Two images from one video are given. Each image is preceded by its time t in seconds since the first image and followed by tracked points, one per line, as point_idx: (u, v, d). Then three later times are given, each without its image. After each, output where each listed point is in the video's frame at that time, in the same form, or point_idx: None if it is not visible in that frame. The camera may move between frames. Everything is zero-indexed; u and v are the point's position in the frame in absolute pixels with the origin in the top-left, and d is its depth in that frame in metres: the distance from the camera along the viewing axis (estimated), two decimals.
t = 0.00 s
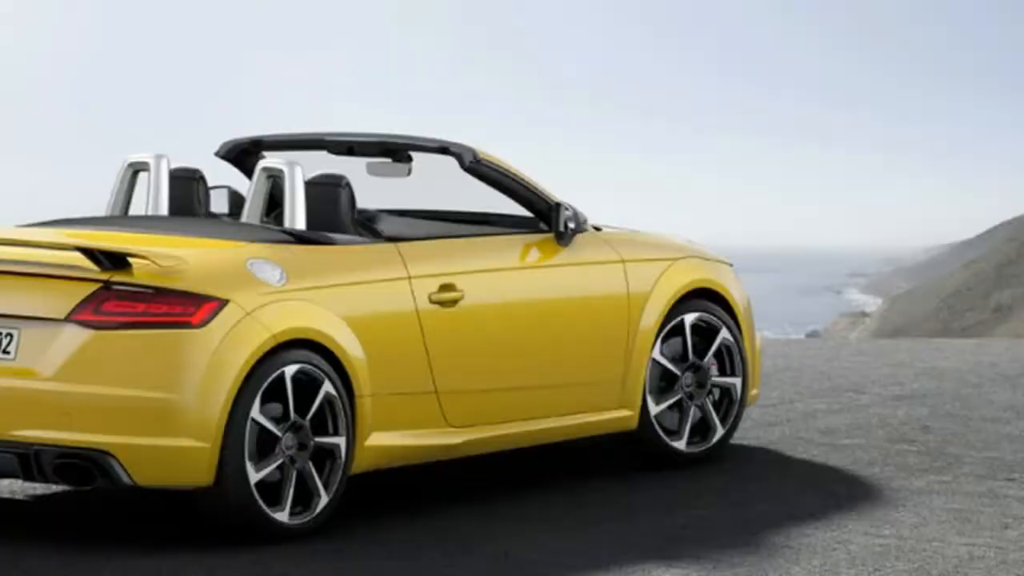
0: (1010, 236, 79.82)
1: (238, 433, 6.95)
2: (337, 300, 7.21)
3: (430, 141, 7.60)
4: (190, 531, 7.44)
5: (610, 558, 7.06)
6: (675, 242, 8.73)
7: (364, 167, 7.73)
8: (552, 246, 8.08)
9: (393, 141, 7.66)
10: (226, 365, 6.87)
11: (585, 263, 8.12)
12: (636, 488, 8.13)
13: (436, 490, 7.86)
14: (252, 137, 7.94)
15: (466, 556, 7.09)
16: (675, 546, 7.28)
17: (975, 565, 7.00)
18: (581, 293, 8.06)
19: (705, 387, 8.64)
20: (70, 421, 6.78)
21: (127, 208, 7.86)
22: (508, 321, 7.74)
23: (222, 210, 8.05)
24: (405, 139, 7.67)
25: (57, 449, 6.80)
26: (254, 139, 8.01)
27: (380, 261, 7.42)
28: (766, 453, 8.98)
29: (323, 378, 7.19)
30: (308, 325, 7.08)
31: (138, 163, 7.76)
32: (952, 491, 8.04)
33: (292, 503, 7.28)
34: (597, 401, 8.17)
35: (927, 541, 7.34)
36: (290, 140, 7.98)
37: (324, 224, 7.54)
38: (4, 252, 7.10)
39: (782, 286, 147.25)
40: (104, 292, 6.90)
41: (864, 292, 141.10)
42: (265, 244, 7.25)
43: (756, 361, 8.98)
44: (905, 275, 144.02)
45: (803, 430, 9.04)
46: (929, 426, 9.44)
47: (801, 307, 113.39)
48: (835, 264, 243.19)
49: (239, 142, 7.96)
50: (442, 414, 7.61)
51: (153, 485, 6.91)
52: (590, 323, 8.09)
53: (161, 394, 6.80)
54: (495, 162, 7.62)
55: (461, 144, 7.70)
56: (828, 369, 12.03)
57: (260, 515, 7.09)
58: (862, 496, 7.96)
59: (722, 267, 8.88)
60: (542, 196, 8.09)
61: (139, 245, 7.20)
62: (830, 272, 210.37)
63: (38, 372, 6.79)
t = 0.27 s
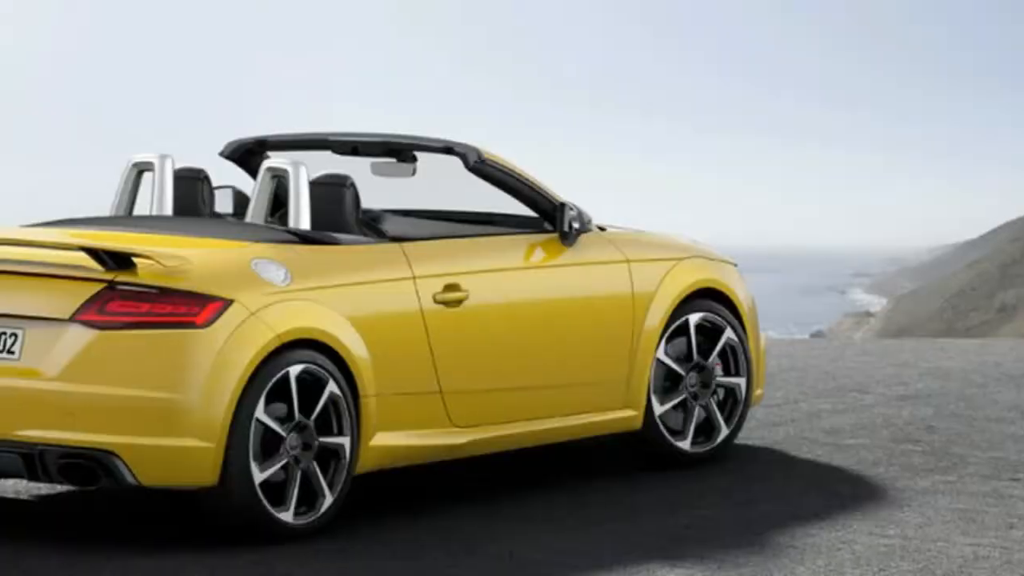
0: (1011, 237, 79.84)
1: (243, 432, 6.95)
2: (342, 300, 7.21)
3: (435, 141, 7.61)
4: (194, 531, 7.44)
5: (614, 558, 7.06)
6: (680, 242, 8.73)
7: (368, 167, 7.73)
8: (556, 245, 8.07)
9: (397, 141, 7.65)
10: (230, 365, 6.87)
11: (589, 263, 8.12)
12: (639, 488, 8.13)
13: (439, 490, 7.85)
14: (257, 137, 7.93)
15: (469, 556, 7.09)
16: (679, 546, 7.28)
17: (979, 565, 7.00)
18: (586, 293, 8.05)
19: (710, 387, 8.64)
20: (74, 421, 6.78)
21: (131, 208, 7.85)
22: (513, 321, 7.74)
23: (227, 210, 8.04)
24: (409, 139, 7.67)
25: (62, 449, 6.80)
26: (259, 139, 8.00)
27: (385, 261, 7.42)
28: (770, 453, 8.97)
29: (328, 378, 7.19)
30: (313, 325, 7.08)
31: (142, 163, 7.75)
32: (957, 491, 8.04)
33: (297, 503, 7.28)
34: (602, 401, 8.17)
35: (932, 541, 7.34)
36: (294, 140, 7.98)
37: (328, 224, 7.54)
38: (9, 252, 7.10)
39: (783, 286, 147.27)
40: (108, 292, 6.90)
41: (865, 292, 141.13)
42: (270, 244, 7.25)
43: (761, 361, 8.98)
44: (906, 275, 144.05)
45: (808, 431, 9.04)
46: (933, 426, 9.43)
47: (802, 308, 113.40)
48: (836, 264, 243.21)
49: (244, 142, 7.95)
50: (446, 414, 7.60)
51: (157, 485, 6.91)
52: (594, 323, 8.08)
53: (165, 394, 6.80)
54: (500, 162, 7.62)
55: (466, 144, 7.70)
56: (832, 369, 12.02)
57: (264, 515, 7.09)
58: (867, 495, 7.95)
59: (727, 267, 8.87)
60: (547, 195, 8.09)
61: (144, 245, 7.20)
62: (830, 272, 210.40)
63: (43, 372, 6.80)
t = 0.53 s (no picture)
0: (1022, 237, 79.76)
1: (253, 432, 6.95)
2: (352, 301, 7.21)
3: (445, 141, 7.63)
4: (203, 531, 7.44)
5: (624, 559, 7.06)
6: (690, 242, 8.72)
7: (378, 167, 7.71)
8: (566, 246, 8.07)
9: (406, 141, 7.67)
10: (240, 365, 6.88)
11: (599, 262, 8.11)
12: (649, 488, 8.13)
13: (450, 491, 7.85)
14: (267, 137, 7.93)
15: (479, 556, 7.09)
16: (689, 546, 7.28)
17: (989, 565, 6.99)
18: (596, 293, 8.04)
19: (720, 387, 8.63)
20: (83, 421, 6.79)
21: (141, 208, 7.83)
22: (522, 321, 7.73)
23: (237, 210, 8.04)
24: (419, 138, 7.70)
25: (71, 450, 6.81)
26: (268, 138, 8.00)
27: (394, 260, 7.42)
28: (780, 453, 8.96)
29: (337, 378, 7.19)
30: (322, 325, 7.08)
31: (153, 163, 7.72)
32: (967, 491, 8.03)
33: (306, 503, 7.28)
34: (612, 401, 8.16)
35: (941, 541, 7.33)
36: (304, 140, 7.97)
37: (338, 224, 7.54)
38: (19, 253, 7.12)
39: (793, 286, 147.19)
40: (118, 292, 6.91)
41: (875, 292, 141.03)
42: (279, 244, 7.25)
43: (771, 361, 8.97)
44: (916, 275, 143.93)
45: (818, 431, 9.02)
46: (944, 427, 9.41)
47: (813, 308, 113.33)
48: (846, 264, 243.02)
49: (254, 142, 7.95)
50: (456, 414, 7.60)
51: (166, 485, 6.92)
52: (605, 323, 8.08)
53: (174, 394, 6.81)
54: (509, 163, 7.62)
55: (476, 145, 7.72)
56: (843, 369, 12.01)
57: (274, 515, 7.10)
58: (877, 496, 7.94)
59: (737, 268, 8.87)
60: (556, 196, 8.08)
61: (153, 245, 7.21)
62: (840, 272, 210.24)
63: (52, 372, 6.81)
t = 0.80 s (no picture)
0: None
1: (265, 433, 6.96)
2: (363, 301, 7.21)
3: (457, 141, 7.61)
4: (215, 531, 7.45)
5: (636, 559, 7.06)
6: (702, 242, 8.71)
7: (390, 167, 7.70)
8: (578, 246, 8.06)
9: (418, 141, 7.66)
10: (252, 365, 6.88)
11: (611, 262, 8.11)
12: (661, 488, 8.12)
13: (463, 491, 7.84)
14: (279, 137, 7.93)
15: (491, 556, 7.09)
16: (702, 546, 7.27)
17: (1001, 565, 6.98)
18: (608, 293, 8.04)
19: (732, 387, 8.62)
20: (96, 421, 6.80)
21: (153, 208, 7.82)
22: (534, 321, 7.73)
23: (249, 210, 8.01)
24: (431, 139, 7.68)
25: (83, 450, 6.82)
26: (280, 138, 8.00)
27: (406, 261, 7.42)
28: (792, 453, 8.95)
29: (349, 378, 7.20)
30: (334, 325, 7.08)
31: (165, 163, 7.72)
32: (979, 491, 8.02)
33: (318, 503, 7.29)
34: (624, 401, 8.16)
35: (953, 541, 7.32)
36: (316, 140, 7.97)
37: (350, 224, 7.54)
38: (31, 253, 7.15)
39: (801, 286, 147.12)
40: (130, 292, 6.93)
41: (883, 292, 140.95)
42: (292, 244, 7.25)
43: (784, 361, 8.96)
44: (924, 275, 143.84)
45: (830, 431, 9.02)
46: (956, 426, 9.40)
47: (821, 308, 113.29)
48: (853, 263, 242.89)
49: (266, 142, 7.95)
50: (468, 414, 7.60)
51: (178, 485, 6.92)
52: (617, 323, 8.07)
53: (187, 394, 6.81)
54: (522, 163, 7.61)
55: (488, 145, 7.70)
56: (855, 369, 12.00)
57: (286, 515, 7.10)
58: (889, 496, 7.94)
59: (749, 268, 8.86)
60: (569, 196, 8.07)
61: (166, 245, 7.22)
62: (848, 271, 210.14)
63: (64, 372, 6.82)
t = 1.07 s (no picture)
0: None
1: (283, 433, 6.96)
2: (381, 301, 7.21)
3: (475, 142, 7.61)
4: (233, 531, 7.45)
5: (654, 559, 7.06)
6: (719, 242, 8.70)
7: (407, 167, 7.70)
8: (596, 245, 8.06)
9: (436, 141, 7.66)
10: (270, 365, 6.88)
11: (629, 262, 8.10)
12: (677, 488, 8.12)
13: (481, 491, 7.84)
14: (296, 137, 7.93)
15: (509, 556, 7.09)
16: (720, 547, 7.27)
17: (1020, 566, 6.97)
18: (626, 293, 8.03)
19: (750, 387, 8.61)
20: (113, 421, 6.82)
21: (171, 208, 7.82)
22: (552, 321, 7.73)
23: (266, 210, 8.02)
24: (448, 139, 7.69)
25: (101, 450, 6.84)
26: (297, 139, 8.00)
27: (424, 261, 7.42)
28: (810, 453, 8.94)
29: (367, 378, 7.19)
30: (352, 325, 7.08)
31: (182, 162, 7.70)
32: (997, 491, 8.01)
33: (336, 503, 7.29)
34: (642, 401, 8.15)
35: (971, 541, 7.31)
36: (334, 140, 7.97)
37: (368, 224, 7.54)
38: (49, 253, 7.16)
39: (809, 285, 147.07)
40: (147, 292, 6.93)
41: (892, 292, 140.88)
42: (309, 244, 7.25)
43: (801, 361, 8.95)
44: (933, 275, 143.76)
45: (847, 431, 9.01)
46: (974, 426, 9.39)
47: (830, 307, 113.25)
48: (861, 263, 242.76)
49: (283, 142, 7.95)
50: (486, 414, 7.60)
51: (196, 485, 6.92)
52: (635, 323, 8.06)
53: (204, 394, 6.82)
54: (538, 163, 7.62)
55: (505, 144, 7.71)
56: (872, 368, 11.99)
57: (304, 516, 7.10)
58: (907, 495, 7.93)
59: (767, 268, 8.85)
60: (586, 196, 8.07)
61: (184, 245, 7.21)
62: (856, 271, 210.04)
63: (82, 372, 6.84)
